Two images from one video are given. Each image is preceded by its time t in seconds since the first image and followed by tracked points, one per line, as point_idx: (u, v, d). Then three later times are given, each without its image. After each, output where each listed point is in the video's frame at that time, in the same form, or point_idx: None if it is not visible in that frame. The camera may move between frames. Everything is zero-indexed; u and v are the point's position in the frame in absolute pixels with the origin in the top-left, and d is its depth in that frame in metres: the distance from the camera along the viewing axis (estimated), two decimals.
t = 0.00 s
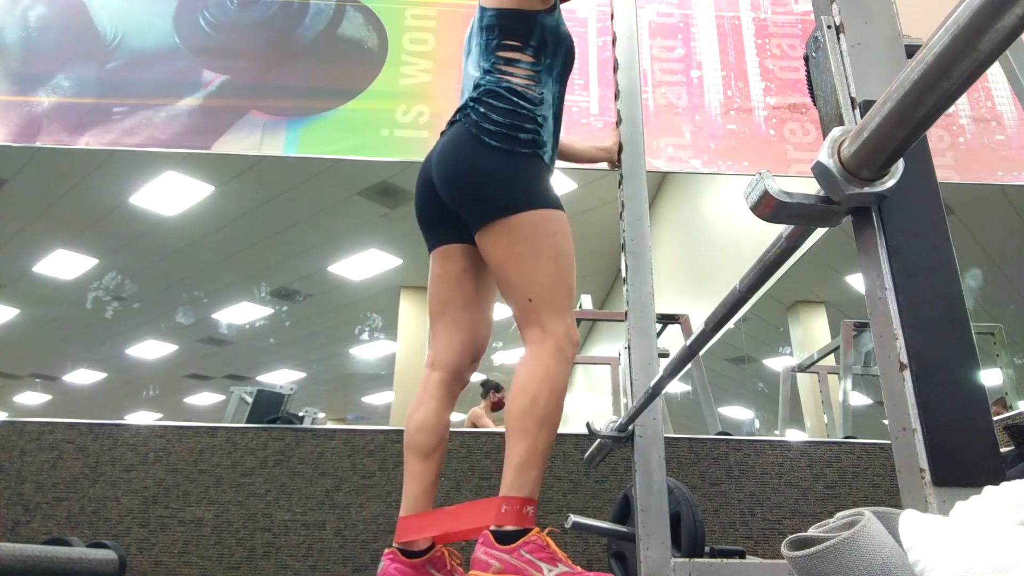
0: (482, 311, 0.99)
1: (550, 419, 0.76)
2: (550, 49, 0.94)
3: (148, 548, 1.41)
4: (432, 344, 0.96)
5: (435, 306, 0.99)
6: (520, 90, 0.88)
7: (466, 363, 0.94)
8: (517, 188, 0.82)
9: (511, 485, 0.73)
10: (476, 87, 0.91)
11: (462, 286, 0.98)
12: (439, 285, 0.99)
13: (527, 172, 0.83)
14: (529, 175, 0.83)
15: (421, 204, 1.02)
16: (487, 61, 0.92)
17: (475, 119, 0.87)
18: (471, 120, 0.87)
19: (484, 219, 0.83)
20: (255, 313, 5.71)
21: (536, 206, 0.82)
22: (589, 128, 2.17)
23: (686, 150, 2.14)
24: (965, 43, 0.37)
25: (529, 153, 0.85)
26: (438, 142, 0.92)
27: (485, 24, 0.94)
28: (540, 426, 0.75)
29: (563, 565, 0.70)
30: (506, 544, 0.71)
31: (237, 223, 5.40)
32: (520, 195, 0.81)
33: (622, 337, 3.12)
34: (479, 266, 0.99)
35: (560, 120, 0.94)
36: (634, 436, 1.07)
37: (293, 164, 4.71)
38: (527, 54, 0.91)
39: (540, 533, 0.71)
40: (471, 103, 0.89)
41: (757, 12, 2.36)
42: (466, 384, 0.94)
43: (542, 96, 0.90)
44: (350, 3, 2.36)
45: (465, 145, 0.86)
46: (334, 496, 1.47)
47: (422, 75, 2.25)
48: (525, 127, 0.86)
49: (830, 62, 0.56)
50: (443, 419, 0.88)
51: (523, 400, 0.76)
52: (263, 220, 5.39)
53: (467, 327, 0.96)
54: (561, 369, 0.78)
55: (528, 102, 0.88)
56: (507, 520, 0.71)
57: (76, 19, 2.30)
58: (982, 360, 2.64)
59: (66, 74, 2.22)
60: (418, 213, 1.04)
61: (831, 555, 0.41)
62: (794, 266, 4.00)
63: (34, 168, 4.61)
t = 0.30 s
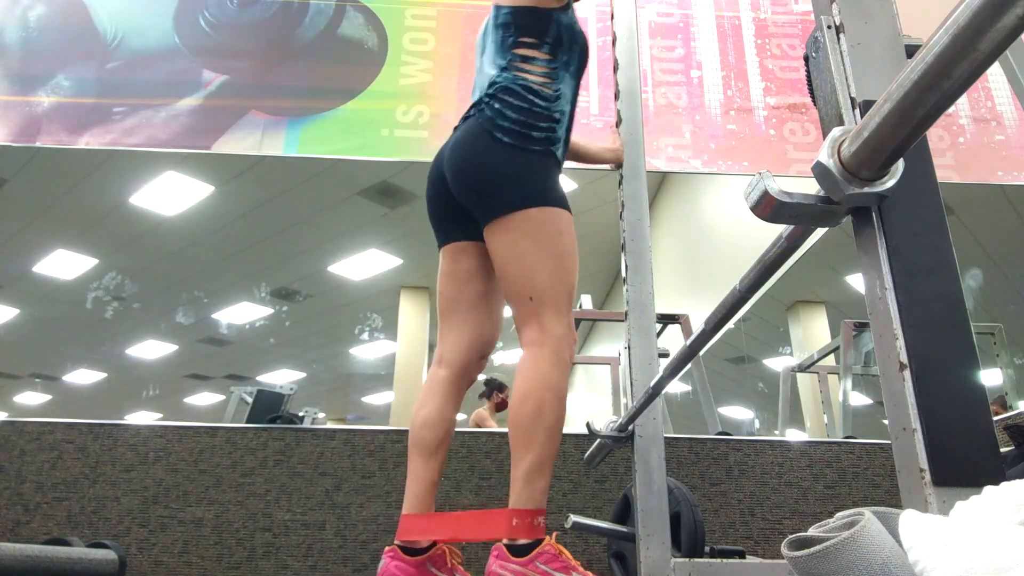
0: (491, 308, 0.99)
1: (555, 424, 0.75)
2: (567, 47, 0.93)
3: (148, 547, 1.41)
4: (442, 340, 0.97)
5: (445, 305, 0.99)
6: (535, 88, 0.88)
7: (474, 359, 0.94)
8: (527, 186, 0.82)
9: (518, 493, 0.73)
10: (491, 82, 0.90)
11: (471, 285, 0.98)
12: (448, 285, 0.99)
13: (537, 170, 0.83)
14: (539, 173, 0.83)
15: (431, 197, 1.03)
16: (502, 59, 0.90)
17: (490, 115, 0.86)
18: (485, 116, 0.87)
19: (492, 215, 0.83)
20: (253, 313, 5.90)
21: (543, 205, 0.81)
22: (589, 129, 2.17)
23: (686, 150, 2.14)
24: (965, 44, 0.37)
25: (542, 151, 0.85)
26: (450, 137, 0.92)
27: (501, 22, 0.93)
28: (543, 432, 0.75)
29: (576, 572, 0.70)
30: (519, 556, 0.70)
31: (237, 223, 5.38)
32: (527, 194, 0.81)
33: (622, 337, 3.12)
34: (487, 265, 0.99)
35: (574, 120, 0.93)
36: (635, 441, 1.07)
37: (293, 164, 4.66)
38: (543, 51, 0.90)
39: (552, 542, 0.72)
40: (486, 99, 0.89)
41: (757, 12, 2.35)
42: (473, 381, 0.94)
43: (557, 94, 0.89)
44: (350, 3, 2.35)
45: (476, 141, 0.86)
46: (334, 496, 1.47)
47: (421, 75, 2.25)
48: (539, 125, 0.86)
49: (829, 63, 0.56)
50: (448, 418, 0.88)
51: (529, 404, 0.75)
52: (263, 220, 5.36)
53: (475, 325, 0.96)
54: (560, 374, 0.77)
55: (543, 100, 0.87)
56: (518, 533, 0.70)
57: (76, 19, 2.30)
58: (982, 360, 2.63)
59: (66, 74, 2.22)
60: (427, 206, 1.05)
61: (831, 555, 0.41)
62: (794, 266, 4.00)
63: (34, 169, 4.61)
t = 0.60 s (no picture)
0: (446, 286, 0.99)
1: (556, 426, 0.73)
2: (592, 40, 0.93)
3: (147, 547, 1.31)
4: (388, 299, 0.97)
5: (406, 268, 1.01)
6: (555, 80, 0.88)
7: (413, 327, 0.93)
8: (532, 171, 0.80)
9: (526, 496, 0.71)
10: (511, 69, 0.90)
11: (436, 255, 1.00)
12: (416, 248, 1.02)
13: (545, 159, 0.81)
14: (545, 161, 0.81)
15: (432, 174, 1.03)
16: (525, 49, 0.91)
17: (503, 97, 0.85)
18: (498, 98, 0.85)
19: (492, 197, 0.80)
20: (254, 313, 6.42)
21: (549, 195, 0.79)
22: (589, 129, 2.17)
23: (686, 150, 2.15)
24: (965, 43, 0.37)
25: (549, 141, 0.83)
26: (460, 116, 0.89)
27: (526, 13, 0.93)
28: (540, 434, 0.72)
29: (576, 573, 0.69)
30: (519, 556, 0.69)
31: (238, 223, 5.37)
32: (532, 180, 0.79)
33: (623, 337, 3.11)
34: (459, 243, 1.01)
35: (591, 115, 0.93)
36: (636, 439, 1.07)
37: (293, 165, 4.61)
38: (566, 44, 0.91)
39: (552, 541, 0.70)
40: (502, 83, 0.87)
41: (757, 12, 2.35)
42: (404, 350, 0.93)
43: (574, 89, 0.89)
44: (350, 3, 2.35)
45: (485, 120, 0.84)
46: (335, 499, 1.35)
47: (422, 75, 2.25)
48: (550, 116, 0.84)
49: (829, 63, 0.56)
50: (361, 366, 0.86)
51: (531, 404, 0.72)
52: (263, 220, 5.33)
53: (427, 295, 0.97)
54: (562, 372, 0.75)
55: (560, 92, 0.87)
56: (515, 529, 0.71)
57: (76, 19, 2.29)
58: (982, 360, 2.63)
59: (67, 74, 2.23)
60: (425, 181, 1.05)
61: (831, 554, 0.41)
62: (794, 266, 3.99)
63: (34, 171, 4.63)
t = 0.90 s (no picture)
0: (419, 270, 0.96)
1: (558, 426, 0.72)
2: (601, 46, 0.92)
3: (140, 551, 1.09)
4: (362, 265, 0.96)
5: (385, 240, 0.98)
6: (565, 81, 0.87)
7: (373, 303, 0.93)
8: (539, 169, 0.79)
9: (526, 495, 0.69)
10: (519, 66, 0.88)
11: (417, 238, 0.96)
12: (400, 225, 0.98)
13: (552, 157, 0.81)
14: (552, 160, 0.81)
15: (431, 156, 0.98)
16: (534, 48, 0.89)
17: (514, 92, 0.84)
18: (509, 92, 0.84)
19: (497, 192, 0.79)
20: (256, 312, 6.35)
21: (555, 193, 0.79)
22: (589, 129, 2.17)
23: (686, 150, 2.15)
24: (965, 42, 0.37)
25: (556, 140, 0.82)
26: (465, 108, 0.88)
27: (536, 11, 0.92)
28: (544, 433, 0.71)
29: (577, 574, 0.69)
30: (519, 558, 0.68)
31: (238, 223, 5.37)
32: (540, 177, 0.79)
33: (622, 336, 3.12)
34: (446, 232, 0.97)
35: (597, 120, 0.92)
36: (636, 439, 1.08)
37: (293, 165, 4.62)
38: (576, 48, 0.90)
39: (553, 543, 0.69)
40: (513, 78, 0.86)
41: (757, 12, 2.35)
42: (359, 322, 0.93)
43: (584, 91, 0.88)
44: (349, 3, 2.34)
45: (494, 113, 0.82)
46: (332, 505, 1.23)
47: (421, 76, 2.25)
48: (560, 114, 0.84)
49: (830, 63, 0.56)
50: (311, 339, 0.89)
51: (535, 403, 0.72)
52: (263, 220, 5.34)
53: (398, 275, 0.95)
54: (566, 372, 0.75)
55: (570, 93, 0.86)
56: (518, 527, 0.69)
57: (75, 19, 2.29)
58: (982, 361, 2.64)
59: (67, 74, 2.23)
60: (423, 160, 1.00)
61: (828, 553, 0.41)
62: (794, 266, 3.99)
63: (34, 171, 4.65)
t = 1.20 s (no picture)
0: (393, 245, 0.91)
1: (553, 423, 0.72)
2: (606, 43, 0.92)
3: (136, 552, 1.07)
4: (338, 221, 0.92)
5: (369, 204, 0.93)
6: (570, 79, 0.87)
7: (335, 263, 0.90)
8: (538, 168, 0.79)
9: (526, 495, 0.69)
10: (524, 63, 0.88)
11: (397, 212, 0.91)
12: (385, 192, 0.92)
13: (552, 157, 0.81)
14: (551, 158, 0.80)
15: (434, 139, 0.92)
16: (538, 45, 0.89)
17: (516, 89, 0.84)
18: (511, 89, 0.84)
19: (496, 189, 0.79)
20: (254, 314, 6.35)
21: (553, 192, 0.79)
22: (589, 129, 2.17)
23: (686, 150, 2.15)
24: (966, 43, 0.37)
25: (556, 138, 0.82)
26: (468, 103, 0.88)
27: (541, 8, 0.91)
28: (540, 433, 0.71)
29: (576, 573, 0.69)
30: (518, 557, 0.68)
31: (238, 223, 5.37)
32: (539, 176, 0.79)
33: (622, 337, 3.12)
34: (428, 214, 0.91)
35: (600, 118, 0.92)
36: (635, 439, 1.08)
37: (292, 165, 4.61)
38: (581, 45, 0.89)
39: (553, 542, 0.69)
40: (517, 75, 0.86)
41: (758, 12, 2.35)
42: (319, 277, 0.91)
43: (587, 89, 0.88)
44: (350, 3, 2.34)
45: (495, 109, 0.82)
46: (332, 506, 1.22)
47: (422, 75, 2.25)
48: (561, 112, 0.84)
49: (830, 62, 0.55)
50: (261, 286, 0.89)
51: (531, 401, 0.72)
52: (263, 220, 5.34)
53: (370, 243, 0.91)
54: (563, 371, 0.75)
55: (575, 92, 0.86)
56: (518, 526, 0.69)
57: (75, 19, 2.29)
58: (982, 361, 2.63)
59: (67, 74, 2.23)
60: (429, 139, 0.94)
61: (829, 552, 0.41)
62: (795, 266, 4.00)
63: (34, 170, 4.66)
